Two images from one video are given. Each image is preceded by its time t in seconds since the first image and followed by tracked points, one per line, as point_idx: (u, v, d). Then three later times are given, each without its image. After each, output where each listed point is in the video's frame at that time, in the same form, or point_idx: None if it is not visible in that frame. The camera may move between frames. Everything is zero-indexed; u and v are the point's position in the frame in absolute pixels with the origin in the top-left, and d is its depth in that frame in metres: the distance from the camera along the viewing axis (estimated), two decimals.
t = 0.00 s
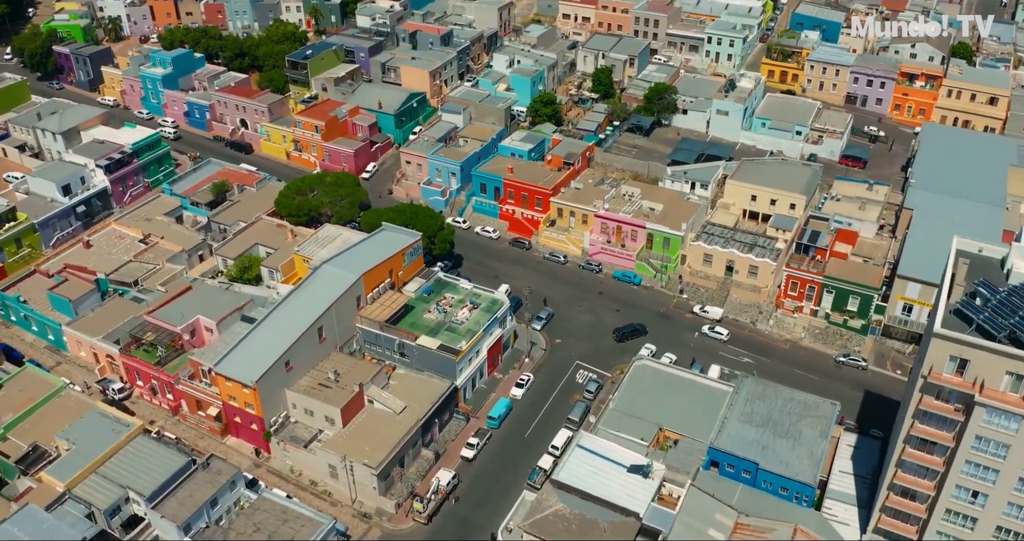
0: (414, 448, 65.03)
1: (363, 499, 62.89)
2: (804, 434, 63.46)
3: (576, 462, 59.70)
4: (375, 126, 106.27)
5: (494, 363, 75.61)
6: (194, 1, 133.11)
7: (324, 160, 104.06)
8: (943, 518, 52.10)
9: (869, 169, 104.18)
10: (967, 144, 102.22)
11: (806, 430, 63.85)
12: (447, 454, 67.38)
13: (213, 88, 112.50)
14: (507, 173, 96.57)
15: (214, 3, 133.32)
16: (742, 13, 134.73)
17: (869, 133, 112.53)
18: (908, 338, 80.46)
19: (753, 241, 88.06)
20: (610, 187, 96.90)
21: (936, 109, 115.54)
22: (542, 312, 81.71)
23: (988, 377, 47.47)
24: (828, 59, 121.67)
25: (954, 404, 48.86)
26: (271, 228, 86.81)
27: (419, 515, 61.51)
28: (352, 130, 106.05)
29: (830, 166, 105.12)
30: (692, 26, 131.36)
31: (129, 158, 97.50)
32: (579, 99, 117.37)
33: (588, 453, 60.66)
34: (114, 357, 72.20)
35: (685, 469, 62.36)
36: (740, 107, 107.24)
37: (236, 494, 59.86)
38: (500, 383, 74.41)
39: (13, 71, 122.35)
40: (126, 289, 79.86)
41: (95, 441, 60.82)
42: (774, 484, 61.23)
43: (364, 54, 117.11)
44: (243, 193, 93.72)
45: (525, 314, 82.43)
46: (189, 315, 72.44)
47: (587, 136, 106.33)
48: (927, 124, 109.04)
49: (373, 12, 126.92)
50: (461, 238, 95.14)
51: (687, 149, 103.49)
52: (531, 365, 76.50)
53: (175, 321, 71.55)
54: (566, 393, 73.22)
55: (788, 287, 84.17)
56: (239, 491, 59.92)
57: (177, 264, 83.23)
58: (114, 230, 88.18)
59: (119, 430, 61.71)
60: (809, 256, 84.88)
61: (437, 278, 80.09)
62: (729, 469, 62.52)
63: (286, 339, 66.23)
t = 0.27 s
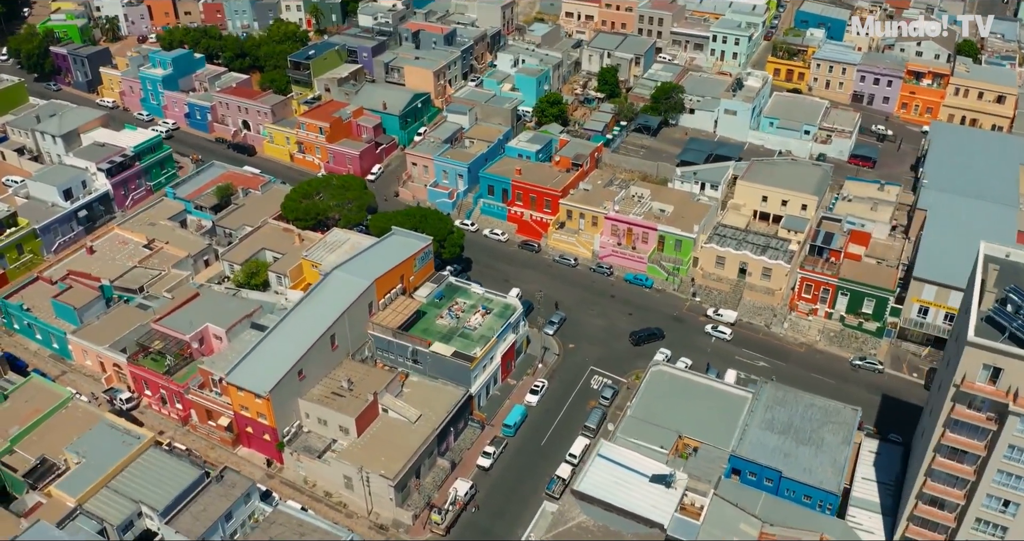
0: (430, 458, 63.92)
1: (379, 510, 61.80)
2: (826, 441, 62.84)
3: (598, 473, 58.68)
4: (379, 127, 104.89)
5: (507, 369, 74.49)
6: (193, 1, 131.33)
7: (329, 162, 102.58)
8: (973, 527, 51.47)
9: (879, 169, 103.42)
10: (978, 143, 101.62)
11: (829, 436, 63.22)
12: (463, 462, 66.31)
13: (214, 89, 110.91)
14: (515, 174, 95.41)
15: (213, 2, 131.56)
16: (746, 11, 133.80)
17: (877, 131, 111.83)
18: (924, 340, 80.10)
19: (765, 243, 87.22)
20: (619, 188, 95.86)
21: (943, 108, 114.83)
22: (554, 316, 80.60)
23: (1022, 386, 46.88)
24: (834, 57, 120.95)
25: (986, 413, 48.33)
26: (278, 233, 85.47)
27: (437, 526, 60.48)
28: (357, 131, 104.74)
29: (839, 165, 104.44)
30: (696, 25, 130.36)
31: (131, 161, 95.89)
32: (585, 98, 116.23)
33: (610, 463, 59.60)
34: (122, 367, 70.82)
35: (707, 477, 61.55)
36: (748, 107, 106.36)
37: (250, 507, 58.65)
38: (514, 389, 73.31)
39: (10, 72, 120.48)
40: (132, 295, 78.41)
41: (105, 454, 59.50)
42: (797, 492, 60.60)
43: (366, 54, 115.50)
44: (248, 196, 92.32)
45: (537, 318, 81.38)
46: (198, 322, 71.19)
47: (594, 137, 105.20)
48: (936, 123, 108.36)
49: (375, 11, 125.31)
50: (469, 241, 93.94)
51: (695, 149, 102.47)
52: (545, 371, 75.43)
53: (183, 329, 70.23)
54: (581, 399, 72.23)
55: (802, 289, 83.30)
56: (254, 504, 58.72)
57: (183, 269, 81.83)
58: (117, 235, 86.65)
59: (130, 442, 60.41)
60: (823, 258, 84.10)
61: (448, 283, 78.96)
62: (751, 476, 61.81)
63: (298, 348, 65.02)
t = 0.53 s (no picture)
0: (450, 470, 62.71)
1: (399, 524, 60.56)
2: (853, 450, 62.14)
3: (624, 486, 57.92)
4: (385, 129, 103.61)
5: (524, 377, 73.26)
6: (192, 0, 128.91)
7: (334, 165, 100.97)
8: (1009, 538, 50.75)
9: (889, 168, 102.77)
10: (990, 143, 101.21)
11: (855, 445, 62.50)
12: (482, 474, 65.11)
13: (216, 90, 109.11)
14: (525, 177, 94.09)
15: (212, 2, 129.44)
16: (751, 8, 132.67)
17: (886, 131, 111.09)
18: (942, 344, 79.65)
19: (780, 246, 86.29)
20: (630, 191, 94.65)
21: (952, 106, 114.08)
22: (569, 322, 79.42)
23: None
24: (842, 56, 120.10)
25: None
26: (286, 239, 84.00)
27: None
28: (362, 133, 103.19)
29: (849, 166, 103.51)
30: (701, 23, 129.22)
31: (133, 165, 94.08)
32: (591, 98, 114.98)
33: (636, 475, 58.96)
34: (131, 379, 69.30)
35: (733, 488, 60.67)
36: (758, 107, 105.35)
37: (268, 523, 57.32)
38: (531, 397, 72.08)
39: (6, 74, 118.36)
40: (138, 304, 76.77)
41: (119, 471, 58.09)
42: (825, 502, 59.81)
43: (371, 55, 114.26)
44: (254, 201, 90.70)
45: (552, 324, 80.15)
46: (208, 332, 69.80)
47: (603, 138, 103.92)
48: (946, 122, 107.86)
49: (377, 11, 123.30)
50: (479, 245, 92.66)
51: (706, 150, 101.40)
52: (561, 378, 74.26)
53: (194, 339, 68.71)
54: (600, 407, 71.15)
55: (819, 293, 82.26)
56: (272, 520, 57.37)
57: (190, 277, 80.25)
58: (121, 241, 84.93)
59: (144, 458, 59.00)
60: (839, 261, 83.09)
61: (461, 289, 77.66)
62: (777, 486, 61.00)
63: (314, 359, 63.63)
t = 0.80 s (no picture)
0: (471, 483, 61.49)
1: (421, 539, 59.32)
2: (880, 459, 61.52)
3: (652, 498, 57.42)
4: (391, 132, 102.23)
5: (541, 385, 71.99)
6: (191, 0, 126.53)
7: (341, 168, 99.37)
8: None
9: (900, 169, 102.07)
10: (1003, 143, 100.76)
11: (882, 454, 61.88)
12: (503, 486, 63.88)
13: (218, 92, 107.29)
14: (535, 180, 92.63)
15: (211, 1, 127.29)
16: (757, 6, 131.57)
17: (896, 130, 110.29)
18: (961, 347, 78.78)
19: (796, 248, 85.33)
20: (642, 193, 93.46)
21: (961, 105, 113.20)
22: (584, 328, 78.09)
23: None
24: (849, 54, 119.14)
25: None
26: (295, 245, 82.56)
27: None
28: (368, 136, 101.70)
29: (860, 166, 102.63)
30: (707, 21, 128.08)
31: (136, 170, 92.23)
32: (599, 98, 113.66)
33: (664, 487, 58.33)
34: (141, 391, 67.70)
35: (760, 499, 59.89)
36: (768, 107, 104.36)
37: None
38: (549, 406, 70.84)
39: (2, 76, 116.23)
40: (146, 313, 75.00)
41: (134, 488, 56.60)
42: (854, 513, 59.03)
43: (375, 55, 112.21)
44: (261, 206, 89.05)
45: (567, 330, 78.82)
46: (220, 342, 68.09)
47: (612, 139, 102.47)
48: (957, 122, 107.32)
49: (381, 10, 121.25)
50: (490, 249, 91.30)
51: (717, 151, 100.27)
52: (579, 386, 73.03)
53: (206, 351, 67.22)
54: (619, 416, 70.03)
55: (836, 296, 81.69)
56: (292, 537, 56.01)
57: (198, 285, 78.62)
58: (126, 249, 83.23)
59: (159, 475, 57.53)
60: (857, 264, 82.44)
61: (476, 296, 76.36)
62: (805, 497, 60.21)
63: (331, 371, 62.28)
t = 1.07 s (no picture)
0: (489, 495, 60.44)
1: None
2: (904, 466, 61.00)
3: (676, 511, 58.04)
4: (397, 134, 100.79)
5: (557, 393, 70.83)
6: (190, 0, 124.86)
7: (346, 171, 97.99)
8: None
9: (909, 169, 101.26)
10: (1012, 143, 100.22)
11: (906, 461, 61.38)
12: (521, 497, 62.78)
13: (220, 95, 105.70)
14: (544, 183, 91.40)
15: (210, 1, 125.41)
16: (761, 5, 130.70)
17: (903, 130, 109.67)
18: (977, 350, 78.16)
19: (809, 251, 84.59)
20: (652, 195, 92.50)
21: (969, 104, 112.49)
22: (598, 334, 77.10)
23: None
24: (856, 53, 118.37)
25: None
26: (304, 251, 81.36)
27: None
28: (373, 138, 100.36)
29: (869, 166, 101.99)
30: (712, 20, 127.14)
31: (138, 175, 90.66)
32: (605, 99, 112.59)
33: (689, 499, 58.94)
34: (150, 403, 66.46)
35: (784, 509, 59.37)
36: (777, 107, 103.58)
37: None
38: (565, 414, 69.80)
39: None
40: (152, 322, 73.86)
41: (147, 504, 55.49)
42: (879, 522, 58.30)
43: (378, 56, 111.14)
44: (267, 211, 87.68)
45: (581, 336, 77.83)
46: (231, 353, 66.72)
47: (620, 140, 100.93)
48: (965, 122, 106.72)
49: (383, 10, 120.05)
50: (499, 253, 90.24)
51: (727, 152, 99.39)
52: (595, 393, 72.10)
53: (217, 362, 65.94)
54: (636, 424, 69.04)
55: (851, 299, 81.00)
56: None
57: (205, 293, 77.32)
58: (131, 256, 81.80)
59: (173, 490, 56.45)
60: (872, 267, 81.67)
61: (489, 302, 75.16)
62: (828, 506, 59.49)
63: (346, 382, 61.10)
